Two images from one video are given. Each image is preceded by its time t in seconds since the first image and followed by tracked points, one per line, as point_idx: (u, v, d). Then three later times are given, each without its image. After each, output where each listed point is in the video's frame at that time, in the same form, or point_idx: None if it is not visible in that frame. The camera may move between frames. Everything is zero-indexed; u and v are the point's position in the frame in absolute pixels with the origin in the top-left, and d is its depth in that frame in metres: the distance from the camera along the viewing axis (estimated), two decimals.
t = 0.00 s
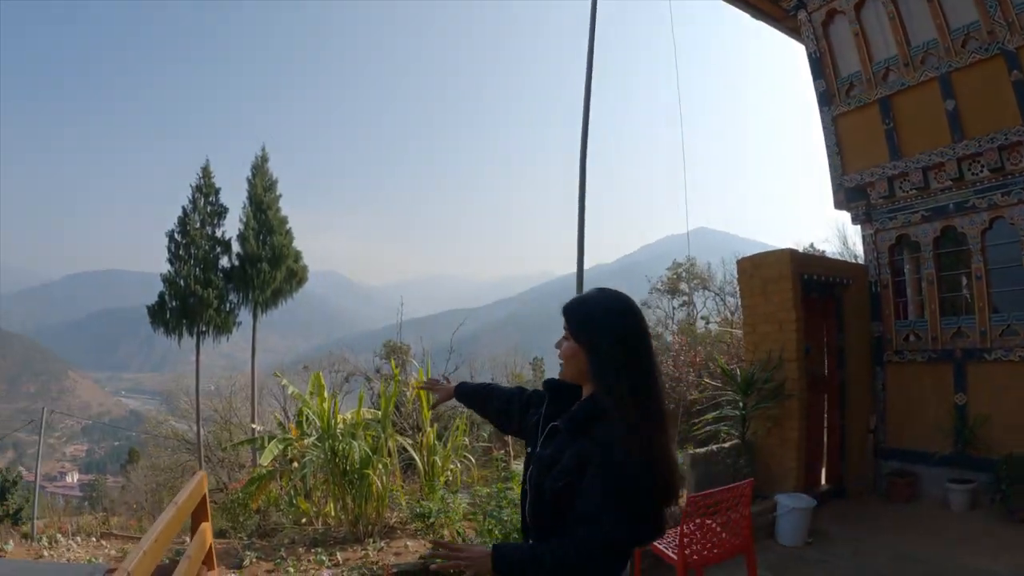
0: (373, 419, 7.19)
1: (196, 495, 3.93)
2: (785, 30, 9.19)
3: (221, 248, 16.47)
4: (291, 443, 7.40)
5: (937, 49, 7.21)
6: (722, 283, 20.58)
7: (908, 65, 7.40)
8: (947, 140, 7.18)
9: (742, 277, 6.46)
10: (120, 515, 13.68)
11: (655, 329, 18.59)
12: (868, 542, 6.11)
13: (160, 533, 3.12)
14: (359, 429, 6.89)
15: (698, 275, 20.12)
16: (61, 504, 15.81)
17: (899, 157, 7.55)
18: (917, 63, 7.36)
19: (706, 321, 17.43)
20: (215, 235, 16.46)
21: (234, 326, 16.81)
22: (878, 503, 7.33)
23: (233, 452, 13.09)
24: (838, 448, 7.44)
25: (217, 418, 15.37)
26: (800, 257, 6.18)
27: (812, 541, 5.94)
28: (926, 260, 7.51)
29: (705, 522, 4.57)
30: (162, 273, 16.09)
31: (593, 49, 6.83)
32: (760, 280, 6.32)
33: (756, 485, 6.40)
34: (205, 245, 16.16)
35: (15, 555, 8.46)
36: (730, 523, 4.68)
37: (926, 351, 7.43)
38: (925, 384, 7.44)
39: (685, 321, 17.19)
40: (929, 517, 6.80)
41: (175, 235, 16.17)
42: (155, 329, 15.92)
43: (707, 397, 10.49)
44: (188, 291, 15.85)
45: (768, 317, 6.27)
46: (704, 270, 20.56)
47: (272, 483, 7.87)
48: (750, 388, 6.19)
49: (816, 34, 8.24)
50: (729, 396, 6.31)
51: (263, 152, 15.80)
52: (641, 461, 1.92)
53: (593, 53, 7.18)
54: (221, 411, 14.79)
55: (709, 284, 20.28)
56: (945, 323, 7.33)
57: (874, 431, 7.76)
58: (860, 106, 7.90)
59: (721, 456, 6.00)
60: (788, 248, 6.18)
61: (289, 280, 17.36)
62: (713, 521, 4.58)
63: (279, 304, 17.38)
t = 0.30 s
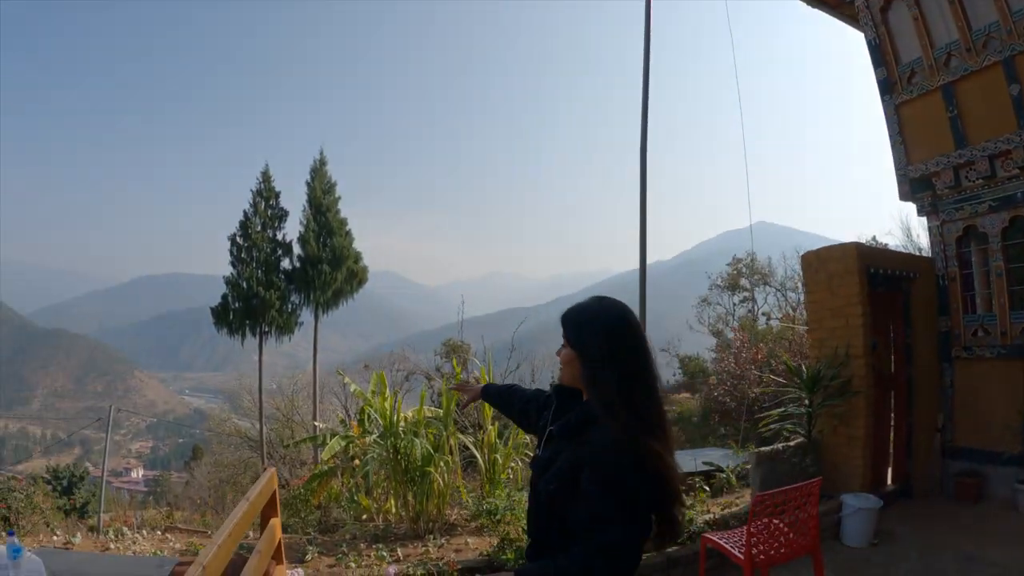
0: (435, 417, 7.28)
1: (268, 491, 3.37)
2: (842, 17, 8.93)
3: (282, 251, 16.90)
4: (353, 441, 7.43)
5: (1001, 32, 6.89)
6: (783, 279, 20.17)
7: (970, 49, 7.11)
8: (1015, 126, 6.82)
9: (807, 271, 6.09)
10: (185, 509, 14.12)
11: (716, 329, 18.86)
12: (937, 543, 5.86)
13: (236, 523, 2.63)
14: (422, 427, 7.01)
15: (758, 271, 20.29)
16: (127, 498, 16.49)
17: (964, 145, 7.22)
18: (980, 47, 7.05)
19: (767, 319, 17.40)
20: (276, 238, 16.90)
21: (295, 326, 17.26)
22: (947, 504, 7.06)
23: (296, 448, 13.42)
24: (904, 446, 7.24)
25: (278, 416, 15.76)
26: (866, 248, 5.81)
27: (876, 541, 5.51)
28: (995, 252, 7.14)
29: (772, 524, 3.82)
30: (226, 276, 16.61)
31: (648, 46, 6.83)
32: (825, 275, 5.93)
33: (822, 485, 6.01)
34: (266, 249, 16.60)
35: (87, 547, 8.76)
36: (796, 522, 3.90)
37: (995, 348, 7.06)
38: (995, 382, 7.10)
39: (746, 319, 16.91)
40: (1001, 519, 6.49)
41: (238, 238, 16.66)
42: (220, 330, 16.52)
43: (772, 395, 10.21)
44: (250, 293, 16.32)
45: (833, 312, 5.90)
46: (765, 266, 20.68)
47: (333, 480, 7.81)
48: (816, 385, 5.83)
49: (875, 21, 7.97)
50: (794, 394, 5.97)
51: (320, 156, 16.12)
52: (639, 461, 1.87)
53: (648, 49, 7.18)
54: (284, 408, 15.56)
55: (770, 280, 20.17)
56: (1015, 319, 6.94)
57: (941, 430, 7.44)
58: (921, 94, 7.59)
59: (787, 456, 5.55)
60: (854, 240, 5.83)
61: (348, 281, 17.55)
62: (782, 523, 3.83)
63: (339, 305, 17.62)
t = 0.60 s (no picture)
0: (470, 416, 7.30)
1: (309, 488, 3.32)
2: (875, 8, 8.75)
3: (314, 249, 17.04)
4: (385, 438, 7.44)
5: None
6: (816, 274, 19.91)
7: (1008, 40, 6.72)
8: None
9: (846, 269, 5.93)
10: (217, 504, 14.37)
11: (750, 326, 18.62)
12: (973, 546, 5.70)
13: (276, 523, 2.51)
14: (454, 424, 7.04)
15: (792, 267, 20.04)
16: (161, 493, 16.84)
17: (1003, 139, 6.85)
18: (1020, 37, 6.64)
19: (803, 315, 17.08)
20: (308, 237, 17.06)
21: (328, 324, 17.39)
22: (985, 506, 6.84)
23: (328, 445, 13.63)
24: (942, 447, 7.05)
25: (309, 412, 16.03)
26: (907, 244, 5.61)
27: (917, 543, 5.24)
28: None
29: (814, 524, 3.56)
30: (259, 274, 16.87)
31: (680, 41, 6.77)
32: (864, 272, 5.76)
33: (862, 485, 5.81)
34: (298, 247, 16.77)
35: (122, 542, 8.91)
36: (839, 522, 3.66)
37: None
38: None
39: (781, 316, 16.64)
40: None
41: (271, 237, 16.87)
42: (253, 328, 16.77)
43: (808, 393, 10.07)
44: (283, 291, 16.53)
45: (872, 310, 5.72)
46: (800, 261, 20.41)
47: (365, 477, 7.74)
48: (855, 384, 5.65)
49: (910, 12, 7.63)
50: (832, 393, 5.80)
51: (350, 154, 16.23)
52: (579, 468, 2.02)
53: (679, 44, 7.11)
54: (315, 404, 15.83)
55: (803, 276, 19.96)
56: None
57: (980, 431, 7.15)
58: (960, 87, 7.23)
59: (826, 454, 5.40)
60: (894, 237, 5.64)
61: (381, 279, 17.51)
62: (824, 522, 3.58)
63: (371, 303, 17.56)
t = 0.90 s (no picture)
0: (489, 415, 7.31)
1: (342, 487, 3.34)
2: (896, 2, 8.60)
3: (333, 247, 17.12)
4: (404, 435, 7.44)
5: None
6: (835, 272, 19.78)
7: None
8: None
9: (871, 265, 5.71)
10: (235, 502, 14.48)
11: (767, 324, 18.49)
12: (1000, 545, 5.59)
13: (314, 521, 2.54)
14: (474, 423, 7.08)
15: (810, 264, 19.95)
16: (180, 490, 17.04)
17: None
18: None
19: (822, 313, 16.95)
20: (326, 236, 17.16)
21: (347, 322, 17.48)
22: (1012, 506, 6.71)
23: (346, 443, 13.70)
24: (965, 445, 6.93)
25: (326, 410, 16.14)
26: (932, 241, 5.38)
27: (940, 543, 5.05)
28: None
29: (841, 525, 3.36)
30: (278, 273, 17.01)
31: (701, 36, 6.68)
32: (890, 270, 5.54)
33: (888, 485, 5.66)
34: (316, 246, 16.87)
35: (143, 539, 8.99)
36: (867, 520, 3.47)
37: None
38: None
39: (799, 314, 16.49)
40: None
41: (290, 236, 16.97)
42: (272, 326, 16.89)
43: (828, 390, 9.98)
44: (301, 290, 16.64)
45: (896, 309, 5.51)
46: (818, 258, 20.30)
47: (384, 474, 7.68)
48: (879, 382, 5.47)
49: (933, 7, 7.15)
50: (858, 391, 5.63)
51: (368, 152, 16.29)
52: (571, 464, 2.05)
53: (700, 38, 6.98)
54: (333, 402, 15.96)
55: (821, 274, 19.82)
56: None
57: (1004, 430, 6.92)
58: (983, 83, 6.78)
59: (849, 453, 5.30)
60: (921, 234, 5.41)
61: (399, 277, 17.51)
62: (852, 522, 3.39)
63: (389, 301, 17.59)
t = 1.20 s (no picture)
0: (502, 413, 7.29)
1: (363, 486, 3.35)
2: None
3: (345, 246, 17.15)
4: (417, 433, 7.44)
5: None
6: (848, 269, 19.68)
7: None
8: None
9: (886, 264, 5.61)
10: (248, 499, 14.56)
11: (781, 321, 18.39)
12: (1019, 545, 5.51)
13: (337, 520, 2.55)
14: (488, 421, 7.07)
15: (823, 261, 19.90)
16: (194, 487, 17.19)
17: None
18: None
19: (835, 310, 16.86)
20: (339, 234, 17.21)
21: (359, 320, 17.54)
22: None
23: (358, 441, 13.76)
24: (981, 444, 6.85)
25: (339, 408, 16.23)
26: (949, 238, 5.27)
27: (957, 541, 4.97)
28: None
29: (861, 524, 3.29)
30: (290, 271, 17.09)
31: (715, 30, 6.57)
32: (906, 268, 5.44)
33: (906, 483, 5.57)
34: (329, 244, 16.92)
35: (158, 537, 9.04)
36: (885, 519, 3.38)
37: None
38: None
39: (812, 311, 16.40)
40: None
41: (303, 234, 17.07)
42: (285, 325, 16.96)
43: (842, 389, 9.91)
44: (314, 288, 16.70)
45: (913, 307, 5.40)
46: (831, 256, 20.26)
47: (397, 472, 7.65)
48: (896, 380, 5.37)
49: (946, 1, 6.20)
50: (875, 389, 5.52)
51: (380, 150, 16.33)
52: (592, 464, 2.09)
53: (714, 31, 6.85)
54: (346, 400, 16.06)
55: (834, 271, 19.74)
56: None
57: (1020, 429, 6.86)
58: (1000, 81, 5.85)
59: (867, 451, 5.24)
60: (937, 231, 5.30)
61: (412, 275, 17.48)
62: (873, 521, 3.31)
63: (402, 299, 17.59)
